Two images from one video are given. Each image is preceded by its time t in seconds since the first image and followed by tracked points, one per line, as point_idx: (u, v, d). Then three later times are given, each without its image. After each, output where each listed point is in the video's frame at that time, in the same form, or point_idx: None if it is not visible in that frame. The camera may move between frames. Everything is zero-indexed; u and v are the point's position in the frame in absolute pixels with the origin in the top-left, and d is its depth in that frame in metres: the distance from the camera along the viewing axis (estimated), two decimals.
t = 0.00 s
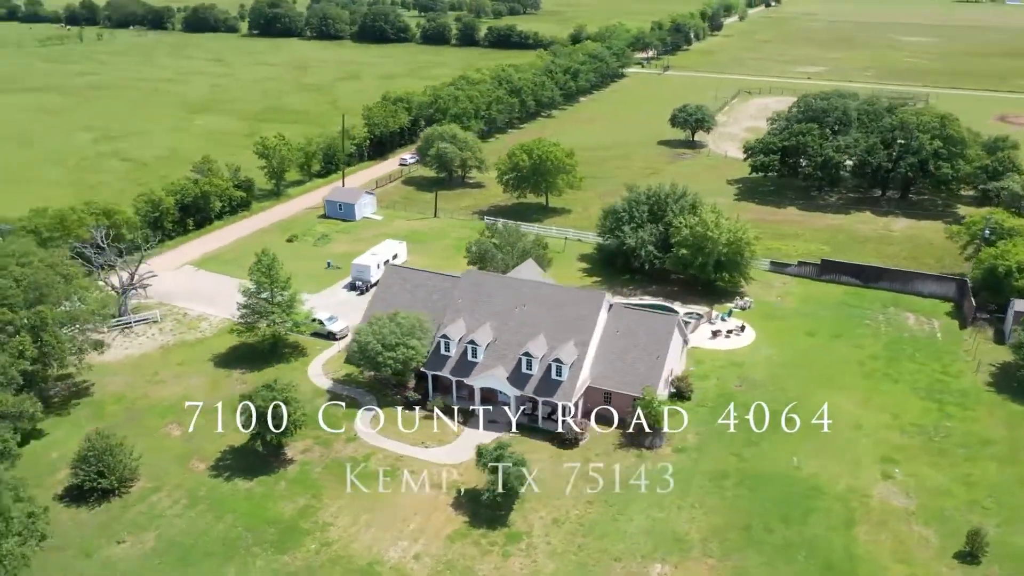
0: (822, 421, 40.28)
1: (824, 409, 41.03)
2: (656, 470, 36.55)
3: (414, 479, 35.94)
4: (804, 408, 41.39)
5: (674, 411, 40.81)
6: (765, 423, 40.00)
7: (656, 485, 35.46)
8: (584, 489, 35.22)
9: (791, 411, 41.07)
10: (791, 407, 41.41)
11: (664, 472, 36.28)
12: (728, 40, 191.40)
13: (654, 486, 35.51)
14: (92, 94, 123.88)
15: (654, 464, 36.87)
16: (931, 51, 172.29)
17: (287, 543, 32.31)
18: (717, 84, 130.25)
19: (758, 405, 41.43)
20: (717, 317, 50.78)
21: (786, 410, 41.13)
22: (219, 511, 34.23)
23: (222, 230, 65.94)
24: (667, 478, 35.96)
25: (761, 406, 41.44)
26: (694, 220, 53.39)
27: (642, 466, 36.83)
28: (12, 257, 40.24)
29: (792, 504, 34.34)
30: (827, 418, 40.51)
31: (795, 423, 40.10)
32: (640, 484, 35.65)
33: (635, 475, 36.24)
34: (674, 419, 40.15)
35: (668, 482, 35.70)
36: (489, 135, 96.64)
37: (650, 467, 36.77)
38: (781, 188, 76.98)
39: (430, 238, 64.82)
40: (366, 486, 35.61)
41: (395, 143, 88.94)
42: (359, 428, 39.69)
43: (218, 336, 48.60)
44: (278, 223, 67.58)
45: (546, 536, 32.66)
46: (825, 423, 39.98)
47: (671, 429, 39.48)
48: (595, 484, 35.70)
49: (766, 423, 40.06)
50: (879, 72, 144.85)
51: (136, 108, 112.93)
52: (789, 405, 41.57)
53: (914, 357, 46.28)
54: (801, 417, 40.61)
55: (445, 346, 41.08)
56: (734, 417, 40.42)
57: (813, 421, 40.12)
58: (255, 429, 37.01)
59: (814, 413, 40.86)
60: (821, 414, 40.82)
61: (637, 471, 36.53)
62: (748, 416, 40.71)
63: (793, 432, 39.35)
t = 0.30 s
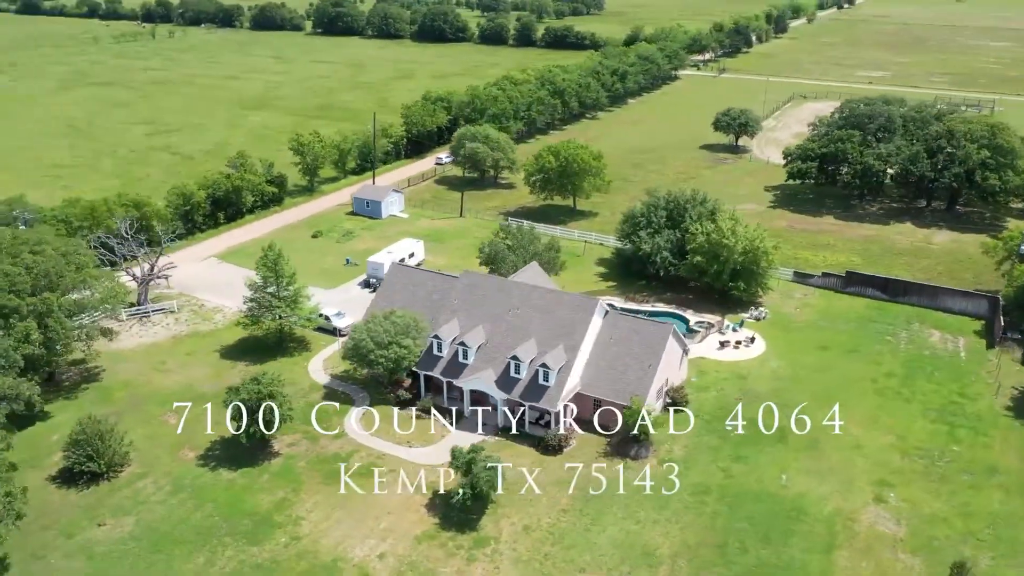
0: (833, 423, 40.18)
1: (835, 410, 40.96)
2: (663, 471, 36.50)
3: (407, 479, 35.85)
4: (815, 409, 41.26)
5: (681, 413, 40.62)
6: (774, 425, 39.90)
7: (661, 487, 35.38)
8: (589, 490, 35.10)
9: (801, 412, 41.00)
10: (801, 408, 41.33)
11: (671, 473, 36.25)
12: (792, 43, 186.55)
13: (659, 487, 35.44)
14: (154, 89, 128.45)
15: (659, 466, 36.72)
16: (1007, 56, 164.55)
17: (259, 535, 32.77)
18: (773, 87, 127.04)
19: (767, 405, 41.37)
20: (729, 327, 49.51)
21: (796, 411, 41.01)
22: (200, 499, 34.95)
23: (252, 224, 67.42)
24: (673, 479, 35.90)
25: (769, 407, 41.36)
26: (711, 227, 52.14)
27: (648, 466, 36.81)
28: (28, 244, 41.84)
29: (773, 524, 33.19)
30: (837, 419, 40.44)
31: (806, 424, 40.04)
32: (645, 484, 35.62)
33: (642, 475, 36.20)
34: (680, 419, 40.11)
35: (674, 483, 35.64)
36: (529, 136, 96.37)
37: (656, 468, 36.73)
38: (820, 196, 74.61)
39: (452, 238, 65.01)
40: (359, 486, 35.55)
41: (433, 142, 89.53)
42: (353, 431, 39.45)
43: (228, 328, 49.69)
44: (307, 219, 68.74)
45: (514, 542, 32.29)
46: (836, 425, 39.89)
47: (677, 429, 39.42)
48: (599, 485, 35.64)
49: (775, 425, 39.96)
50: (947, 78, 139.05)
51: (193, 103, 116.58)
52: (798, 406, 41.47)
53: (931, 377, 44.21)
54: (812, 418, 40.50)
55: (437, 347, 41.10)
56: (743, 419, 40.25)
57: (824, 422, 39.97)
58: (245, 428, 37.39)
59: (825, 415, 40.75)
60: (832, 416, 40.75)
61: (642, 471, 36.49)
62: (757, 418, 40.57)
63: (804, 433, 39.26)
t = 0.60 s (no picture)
0: (844, 424, 40.19)
1: (845, 411, 41.01)
2: (668, 473, 36.32)
3: (384, 478, 35.93)
4: (826, 410, 41.35)
5: (687, 415, 40.55)
6: (783, 426, 39.87)
7: (666, 488, 35.26)
8: (592, 491, 35.13)
9: (811, 413, 40.98)
10: (811, 408, 41.41)
11: (676, 474, 36.09)
12: (859, 46, 180.75)
13: (664, 488, 35.30)
14: (213, 85, 132.28)
15: (664, 468, 36.51)
16: None
17: (233, 526, 33.32)
18: (829, 92, 123.21)
19: (775, 406, 41.39)
20: (739, 337, 48.21)
21: (805, 412, 41.02)
22: (183, 487, 35.75)
23: (281, 219, 68.73)
24: (678, 481, 35.77)
25: (778, 408, 41.34)
26: (726, 234, 50.86)
27: (654, 466, 36.75)
28: (45, 233, 43.39)
29: (749, 544, 32.10)
30: (848, 421, 40.44)
31: (816, 425, 40.05)
32: (650, 486, 35.50)
33: (646, 476, 36.12)
34: (686, 422, 40.00)
35: (679, 485, 35.50)
36: (569, 137, 95.77)
37: (661, 468, 36.61)
38: (860, 205, 71.98)
39: (473, 237, 65.02)
40: (355, 488, 35.30)
41: (471, 141, 89.77)
42: (344, 430, 39.44)
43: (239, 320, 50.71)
44: (335, 214, 69.71)
45: (480, 546, 32.04)
46: (847, 426, 39.88)
47: (683, 431, 39.41)
48: (601, 486, 35.61)
49: (784, 425, 39.93)
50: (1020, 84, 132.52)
51: (247, 98, 119.59)
52: (807, 406, 41.52)
53: (945, 398, 42.20)
54: (822, 419, 40.52)
55: (429, 347, 41.07)
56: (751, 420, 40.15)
57: (835, 424, 39.99)
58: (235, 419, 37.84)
59: (836, 416, 40.80)
60: (843, 417, 40.78)
61: (648, 473, 36.42)
62: (765, 418, 40.44)
63: (814, 435, 39.22)
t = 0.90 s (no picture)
0: (855, 426, 39.94)
1: (856, 412, 40.77)
2: (673, 474, 36.15)
3: (360, 476, 36.18)
4: (836, 410, 41.20)
5: (692, 414, 40.57)
6: (792, 427, 39.67)
7: (670, 490, 35.10)
8: (594, 494, 35.04)
9: (821, 414, 40.75)
10: (821, 408, 41.24)
11: (679, 475, 35.89)
12: (941, 50, 172.74)
13: (668, 489, 35.15)
14: (277, 82, 135.87)
15: (670, 470, 36.34)
16: None
17: (207, 514, 34.08)
18: (898, 98, 118.14)
19: (784, 408, 41.14)
20: (748, 351, 46.68)
21: (815, 413, 40.84)
22: (168, 471, 36.78)
23: (314, 214, 70.01)
24: (683, 482, 35.57)
25: (787, 409, 41.16)
26: (743, 243, 49.26)
27: (658, 468, 36.55)
28: (66, 222, 45.27)
29: (716, 565, 31.03)
30: (859, 421, 40.24)
31: (826, 426, 39.87)
32: (654, 488, 35.29)
33: (650, 479, 35.89)
34: (685, 428, 39.42)
35: (684, 487, 35.23)
36: (614, 140, 94.54)
37: (665, 469, 36.50)
38: (906, 218, 68.78)
39: (498, 238, 64.91)
40: (351, 490, 35.26)
41: (513, 141, 89.69)
42: (331, 425, 39.87)
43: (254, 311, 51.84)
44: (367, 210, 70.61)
45: (441, 549, 31.89)
46: (857, 428, 39.61)
47: (688, 433, 39.13)
48: (604, 488, 35.50)
49: (793, 427, 39.77)
50: None
51: (307, 96, 122.50)
52: (817, 407, 41.32)
53: (958, 425, 39.95)
54: (832, 421, 40.28)
55: (420, 346, 41.14)
56: (758, 422, 39.97)
57: (845, 425, 39.74)
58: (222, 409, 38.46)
59: (846, 416, 40.60)
60: (853, 418, 40.54)
61: (652, 475, 36.20)
62: (773, 419, 40.26)
63: (824, 437, 39.04)
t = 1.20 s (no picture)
0: (865, 426, 39.90)
1: (866, 412, 40.73)
2: (679, 474, 36.15)
3: (340, 472, 36.41)
4: (845, 410, 41.18)
5: (693, 419, 40.18)
6: (800, 428, 39.70)
7: (675, 490, 35.03)
8: (596, 494, 34.89)
9: (830, 415, 40.65)
10: (830, 410, 41.12)
11: (685, 476, 35.86)
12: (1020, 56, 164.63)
13: (674, 490, 35.07)
14: (332, 80, 138.38)
15: (674, 470, 36.32)
16: None
17: (187, 501, 34.80)
18: (963, 104, 113.06)
19: (792, 409, 41.12)
20: (755, 363, 45.36)
21: (824, 414, 40.74)
22: (159, 458, 37.72)
23: (344, 210, 70.94)
24: (689, 482, 35.54)
25: (795, 409, 41.16)
26: (758, 252, 47.87)
27: (662, 468, 36.55)
28: (85, 211, 46.79)
29: None
30: (869, 422, 40.20)
31: (835, 427, 39.78)
32: (658, 488, 35.20)
33: (654, 479, 35.81)
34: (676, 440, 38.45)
35: (689, 488, 35.16)
36: (656, 143, 93.15)
37: (670, 469, 36.53)
38: (949, 230, 65.77)
39: (521, 238, 64.65)
40: (333, 485, 35.51)
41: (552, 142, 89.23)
42: (321, 419, 40.36)
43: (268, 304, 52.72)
44: (396, 208, 71.18)
45: (406, 550, 31.84)
46: (867, 429, 39.57)
47: (693, 434, 38.97)
48: (607, 489, 35.34)
49: (801, 428, 39.75)
50: None
51: (358, 94, 124.36)
52: (826, 408, 41.29)
53: (968, 449, 37.91)
54: (842, 422, 40.18)
55: (413, 346, 41.19)
56: (766, 422, 39.98)
57: (855, 426, 39.65)
58: (213, 400, 39.04)
59: (856, 418, 40.52)
60: (863, 419, 40.49)
61: (656, 476, 36.13)
62: (781, 422, 40.19)
63: (833, 438, 38.97)
